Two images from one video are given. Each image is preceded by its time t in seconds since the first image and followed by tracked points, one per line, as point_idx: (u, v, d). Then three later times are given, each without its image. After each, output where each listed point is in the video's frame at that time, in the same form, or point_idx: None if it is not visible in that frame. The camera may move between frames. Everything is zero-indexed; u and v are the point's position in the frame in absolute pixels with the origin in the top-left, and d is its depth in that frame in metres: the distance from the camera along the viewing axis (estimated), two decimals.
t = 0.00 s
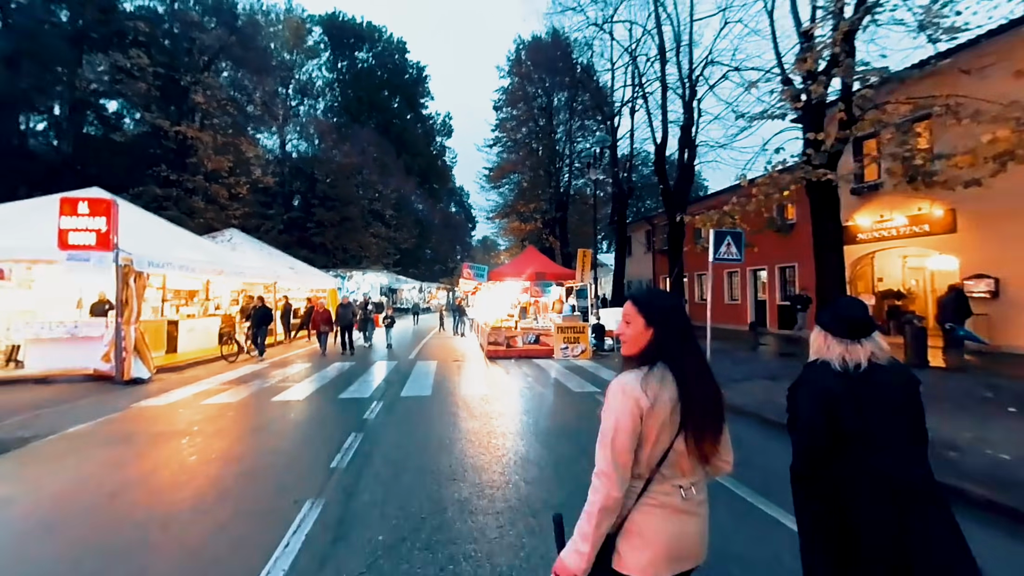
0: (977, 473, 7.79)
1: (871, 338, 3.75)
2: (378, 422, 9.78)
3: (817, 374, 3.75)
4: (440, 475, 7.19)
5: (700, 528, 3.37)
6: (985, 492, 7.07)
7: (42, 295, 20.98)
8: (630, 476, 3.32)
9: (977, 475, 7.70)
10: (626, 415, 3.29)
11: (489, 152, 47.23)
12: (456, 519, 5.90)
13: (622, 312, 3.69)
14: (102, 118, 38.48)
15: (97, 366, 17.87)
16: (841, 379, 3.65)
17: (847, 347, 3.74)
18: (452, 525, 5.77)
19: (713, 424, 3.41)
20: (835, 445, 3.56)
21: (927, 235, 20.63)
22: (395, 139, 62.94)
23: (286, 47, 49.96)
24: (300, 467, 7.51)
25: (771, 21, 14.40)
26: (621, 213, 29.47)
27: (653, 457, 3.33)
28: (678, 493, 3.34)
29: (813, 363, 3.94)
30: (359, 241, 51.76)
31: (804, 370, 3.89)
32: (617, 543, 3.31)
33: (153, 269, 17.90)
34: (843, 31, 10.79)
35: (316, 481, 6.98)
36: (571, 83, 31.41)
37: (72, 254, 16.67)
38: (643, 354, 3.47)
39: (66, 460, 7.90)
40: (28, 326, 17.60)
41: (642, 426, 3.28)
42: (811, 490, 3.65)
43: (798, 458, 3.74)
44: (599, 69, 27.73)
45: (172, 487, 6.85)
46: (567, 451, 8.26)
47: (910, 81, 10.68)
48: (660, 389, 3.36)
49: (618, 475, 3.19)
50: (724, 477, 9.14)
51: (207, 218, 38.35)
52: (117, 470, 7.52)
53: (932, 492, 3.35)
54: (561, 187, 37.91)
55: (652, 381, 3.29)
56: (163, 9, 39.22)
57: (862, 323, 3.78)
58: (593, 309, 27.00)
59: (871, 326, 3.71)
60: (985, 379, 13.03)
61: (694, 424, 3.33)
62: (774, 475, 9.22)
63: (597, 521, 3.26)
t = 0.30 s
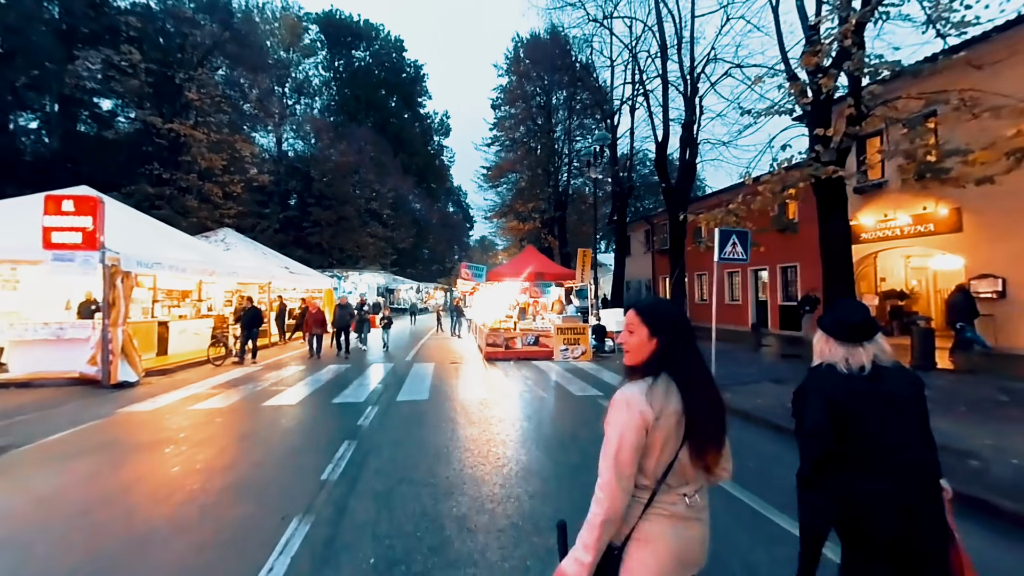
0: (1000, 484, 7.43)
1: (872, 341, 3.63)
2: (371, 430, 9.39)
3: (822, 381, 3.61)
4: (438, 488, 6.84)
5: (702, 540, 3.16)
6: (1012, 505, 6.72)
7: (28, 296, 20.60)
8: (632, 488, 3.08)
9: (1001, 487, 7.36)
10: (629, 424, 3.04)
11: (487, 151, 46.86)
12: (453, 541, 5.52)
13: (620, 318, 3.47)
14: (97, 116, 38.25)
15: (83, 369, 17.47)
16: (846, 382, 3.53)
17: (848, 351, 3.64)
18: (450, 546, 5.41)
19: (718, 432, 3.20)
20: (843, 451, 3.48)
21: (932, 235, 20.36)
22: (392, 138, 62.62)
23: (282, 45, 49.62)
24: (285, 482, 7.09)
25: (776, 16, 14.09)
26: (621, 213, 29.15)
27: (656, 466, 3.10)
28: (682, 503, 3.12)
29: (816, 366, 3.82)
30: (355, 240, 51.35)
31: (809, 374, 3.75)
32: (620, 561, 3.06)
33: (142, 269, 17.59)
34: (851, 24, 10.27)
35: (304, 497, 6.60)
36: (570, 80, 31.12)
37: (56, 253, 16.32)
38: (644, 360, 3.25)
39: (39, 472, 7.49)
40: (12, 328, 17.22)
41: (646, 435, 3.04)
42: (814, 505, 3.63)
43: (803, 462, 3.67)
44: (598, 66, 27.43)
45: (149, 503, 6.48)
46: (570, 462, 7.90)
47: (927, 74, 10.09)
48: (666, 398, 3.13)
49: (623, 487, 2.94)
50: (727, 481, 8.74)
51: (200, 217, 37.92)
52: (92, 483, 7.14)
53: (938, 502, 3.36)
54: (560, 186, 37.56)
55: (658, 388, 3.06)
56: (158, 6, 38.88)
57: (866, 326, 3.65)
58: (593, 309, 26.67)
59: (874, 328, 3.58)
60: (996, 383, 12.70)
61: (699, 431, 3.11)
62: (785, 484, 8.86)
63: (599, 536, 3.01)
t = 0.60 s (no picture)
0: None
1: (885, 342, 3.56)
2: (369, 435, 9.10)
3: (835, 379, 3.51)
4: (439, 499, 6.52)
5: (723, 534, 3.18)
6: None
7: (16, 295, 20.35)
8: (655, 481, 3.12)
9: None
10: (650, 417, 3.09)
11: (486, 150, 46.56)
12: (453, 559, 5.18)
13: (632, 315, 3.55)
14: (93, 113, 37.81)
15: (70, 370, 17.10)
16: (865, 381, 3.43)
17: (859, 352, 3.55)
18: (455, 564, 5.09)
19: (734, 424, 3.26)
20: (858, 457, 3.35)
21: (939, 234, 20.12)
22: (390, 136, 62.39)
23: (279, 42, 49.33)
24: (275, 494, 6.72)
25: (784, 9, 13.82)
26: (623, 212, 28.84)
27: (676, 461, 3.14)
28: (703, 498, 3.14)
29: (824, 368, 3.71)
30: (353, 240, 51.01)
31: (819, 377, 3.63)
32: (642, 556, 3.07)
33: (133, 268, 17.43)
34: (864, 16, 9.85)
35: (297, 509, 6.26)
36: (570, 77, 30.83)
37: (43, 251, 16.09)
38: (660, 355, 3.32)
39: (21, 479, 7.20)
40: None
41: (669, 428, 3.09)
42: (821, 516, 3.43)
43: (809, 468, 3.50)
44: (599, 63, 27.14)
45: (137, 513, 6.21)
46: (577, 469, 7.58)
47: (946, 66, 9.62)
48: (684, 391, 3.20)
49: (647, 481, 2.98)
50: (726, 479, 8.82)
51: (195, 216, 37.71)
52: (76, 491, 6.86)
53: (944, 505, 3.32)
54: (560, 184, 37.25)
55: (675, 379, 3.14)
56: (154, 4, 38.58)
57: (876, 326, 3.57)
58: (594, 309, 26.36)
59: (888, 329, 3.52)
60: (1011, 384, 12.42)
61: (717, 423, 3.18)
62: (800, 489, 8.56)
63: (622, 534, 3.02)
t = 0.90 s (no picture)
0: None
1: (890, 338, 3.79)
2: (366, 442, 8.81)
3: (845, 378, 3.80)
4: (441, 514, 6.20)
5: (733, 547, 3.03)
6: None
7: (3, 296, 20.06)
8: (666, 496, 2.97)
9: None
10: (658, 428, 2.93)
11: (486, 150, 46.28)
12: None
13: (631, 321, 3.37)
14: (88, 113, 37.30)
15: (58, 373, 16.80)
16: (873, 379, 3.71)
17: (865, 347, 3.82)
18: None
19: (741, 431, 3.11)
20: (869, 450, 3.68)
21: (947, 233, 19.92)
22: (388, 135, 62.26)
23: (276, 40, 49.04)
24: (265, 507, 6.41)
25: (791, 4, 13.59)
26: (624, 212, 28.62)
27: (682, 473, 3.00)
28: (707, 510, 3.00)
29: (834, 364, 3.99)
30: (352, 240, 50.77)
31: (830, 373, 3.93)
32: None
33: (125, 267, 17.25)
34: (878, 9, 9.58)
35: (287, 527, 5.91)
36: (570, 75, 30.59)
37: (31, 251, 15.79)
38: (661, 362, 3.16)
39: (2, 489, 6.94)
40: None
41: (675, 439, 2.95)
42: (834, 502, 3.82)
43: (822, 457, 3.86)
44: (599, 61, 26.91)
45: (116, 527, 5.90)
46: (585, 480, 7.26)
47: (963, 58, 9.44)
48: (688, 400, 3.04)
49: (659, 497, 2.82)
50: (740, 488, 8.44)
51: (191, 214, 37.48)
52: (61, 501, 6.62)
53: (952, 494, 3.61)
54: (561, 183, 37.04)
55: (680, 388, 2.98)
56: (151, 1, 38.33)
57: (880, 324, 3.82)
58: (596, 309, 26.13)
59: (893, 326, 3.77)
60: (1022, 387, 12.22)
61: (723, 431, 3.04)
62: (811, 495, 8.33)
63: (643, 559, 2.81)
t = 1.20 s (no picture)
0: None
1: (885, 339, 3.77)
2: (365, 446, 8.58)
3: (841, 379, 3.76)
4: (443, 529, 5.90)
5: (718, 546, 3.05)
6: None
7: None
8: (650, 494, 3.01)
9: None
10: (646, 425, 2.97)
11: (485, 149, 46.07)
12: None
13: (625, 315, 3.41)
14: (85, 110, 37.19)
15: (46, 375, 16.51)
16: (866, 378, 3.67)
17: (858, 348, 3.79)
18: None
19: (733, 431, 3.15)
20: (862, 451, 3.62)
21: (954, 232, 19.69)
22: (387, 135, 62.14)
23: (274, 39, 48.75)
24: (254, 520, 6.10)
25: None
26: (626, 211, 28.36)
27: (672, 471, 3.03)
28: (694, 508, 3.04)
29: (831, 365, 3.96)
30: (350, 240, 50.52)
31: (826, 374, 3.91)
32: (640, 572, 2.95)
33: (115, 267, 16.86)
34: None
35: (278, 542, 5.60)
36: (570, 74, 30.34)
37: (19, 251, 15.56)
38: (653, 359, 3.20)
39: None
40: None
41: (664, 439, 2.97)
42: (833, 502, 3.76)
43: (821, 458, 3.84)
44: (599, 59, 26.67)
45: (96, 543, 5.60)
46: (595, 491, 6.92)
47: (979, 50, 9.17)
48: (679, 398, 3.07)
49: (645, 495, 2.87)
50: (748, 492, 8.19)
51: (186, 213, 37.18)
52: (43, 512, 6.37)
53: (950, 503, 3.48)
54: (561, 183, 36.80)
55: (671, 388, 3.01)
56: None
57: (876, 325, 3.79)
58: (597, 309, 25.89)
59: (887, 326, 3.74)
60: None
61: (713, 432, 3.05)
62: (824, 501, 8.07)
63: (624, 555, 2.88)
